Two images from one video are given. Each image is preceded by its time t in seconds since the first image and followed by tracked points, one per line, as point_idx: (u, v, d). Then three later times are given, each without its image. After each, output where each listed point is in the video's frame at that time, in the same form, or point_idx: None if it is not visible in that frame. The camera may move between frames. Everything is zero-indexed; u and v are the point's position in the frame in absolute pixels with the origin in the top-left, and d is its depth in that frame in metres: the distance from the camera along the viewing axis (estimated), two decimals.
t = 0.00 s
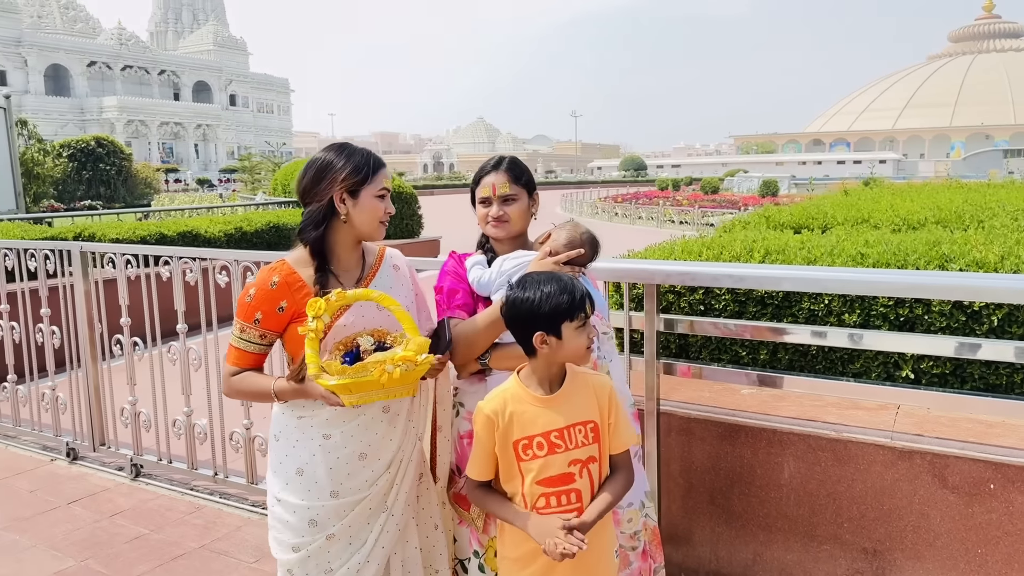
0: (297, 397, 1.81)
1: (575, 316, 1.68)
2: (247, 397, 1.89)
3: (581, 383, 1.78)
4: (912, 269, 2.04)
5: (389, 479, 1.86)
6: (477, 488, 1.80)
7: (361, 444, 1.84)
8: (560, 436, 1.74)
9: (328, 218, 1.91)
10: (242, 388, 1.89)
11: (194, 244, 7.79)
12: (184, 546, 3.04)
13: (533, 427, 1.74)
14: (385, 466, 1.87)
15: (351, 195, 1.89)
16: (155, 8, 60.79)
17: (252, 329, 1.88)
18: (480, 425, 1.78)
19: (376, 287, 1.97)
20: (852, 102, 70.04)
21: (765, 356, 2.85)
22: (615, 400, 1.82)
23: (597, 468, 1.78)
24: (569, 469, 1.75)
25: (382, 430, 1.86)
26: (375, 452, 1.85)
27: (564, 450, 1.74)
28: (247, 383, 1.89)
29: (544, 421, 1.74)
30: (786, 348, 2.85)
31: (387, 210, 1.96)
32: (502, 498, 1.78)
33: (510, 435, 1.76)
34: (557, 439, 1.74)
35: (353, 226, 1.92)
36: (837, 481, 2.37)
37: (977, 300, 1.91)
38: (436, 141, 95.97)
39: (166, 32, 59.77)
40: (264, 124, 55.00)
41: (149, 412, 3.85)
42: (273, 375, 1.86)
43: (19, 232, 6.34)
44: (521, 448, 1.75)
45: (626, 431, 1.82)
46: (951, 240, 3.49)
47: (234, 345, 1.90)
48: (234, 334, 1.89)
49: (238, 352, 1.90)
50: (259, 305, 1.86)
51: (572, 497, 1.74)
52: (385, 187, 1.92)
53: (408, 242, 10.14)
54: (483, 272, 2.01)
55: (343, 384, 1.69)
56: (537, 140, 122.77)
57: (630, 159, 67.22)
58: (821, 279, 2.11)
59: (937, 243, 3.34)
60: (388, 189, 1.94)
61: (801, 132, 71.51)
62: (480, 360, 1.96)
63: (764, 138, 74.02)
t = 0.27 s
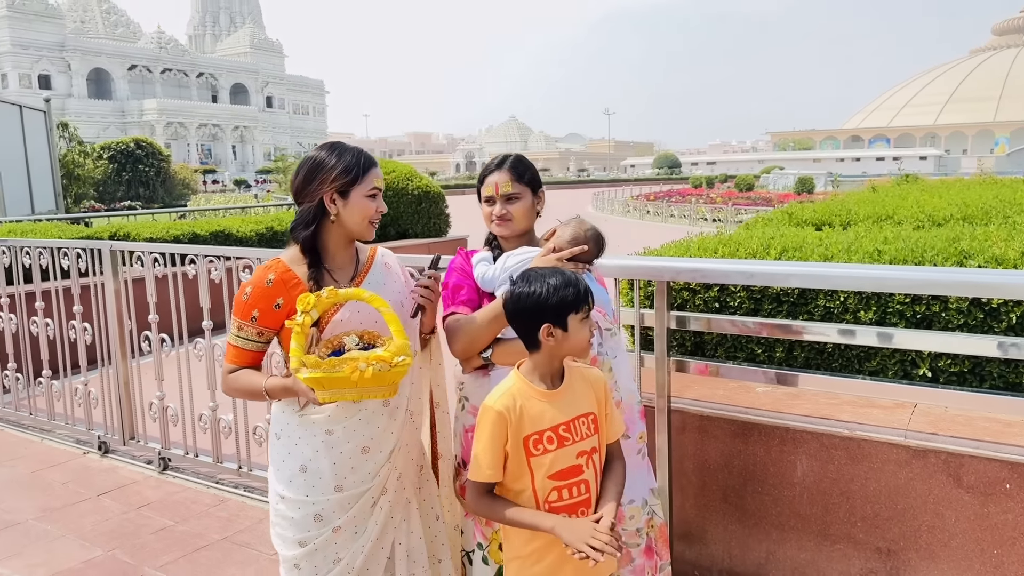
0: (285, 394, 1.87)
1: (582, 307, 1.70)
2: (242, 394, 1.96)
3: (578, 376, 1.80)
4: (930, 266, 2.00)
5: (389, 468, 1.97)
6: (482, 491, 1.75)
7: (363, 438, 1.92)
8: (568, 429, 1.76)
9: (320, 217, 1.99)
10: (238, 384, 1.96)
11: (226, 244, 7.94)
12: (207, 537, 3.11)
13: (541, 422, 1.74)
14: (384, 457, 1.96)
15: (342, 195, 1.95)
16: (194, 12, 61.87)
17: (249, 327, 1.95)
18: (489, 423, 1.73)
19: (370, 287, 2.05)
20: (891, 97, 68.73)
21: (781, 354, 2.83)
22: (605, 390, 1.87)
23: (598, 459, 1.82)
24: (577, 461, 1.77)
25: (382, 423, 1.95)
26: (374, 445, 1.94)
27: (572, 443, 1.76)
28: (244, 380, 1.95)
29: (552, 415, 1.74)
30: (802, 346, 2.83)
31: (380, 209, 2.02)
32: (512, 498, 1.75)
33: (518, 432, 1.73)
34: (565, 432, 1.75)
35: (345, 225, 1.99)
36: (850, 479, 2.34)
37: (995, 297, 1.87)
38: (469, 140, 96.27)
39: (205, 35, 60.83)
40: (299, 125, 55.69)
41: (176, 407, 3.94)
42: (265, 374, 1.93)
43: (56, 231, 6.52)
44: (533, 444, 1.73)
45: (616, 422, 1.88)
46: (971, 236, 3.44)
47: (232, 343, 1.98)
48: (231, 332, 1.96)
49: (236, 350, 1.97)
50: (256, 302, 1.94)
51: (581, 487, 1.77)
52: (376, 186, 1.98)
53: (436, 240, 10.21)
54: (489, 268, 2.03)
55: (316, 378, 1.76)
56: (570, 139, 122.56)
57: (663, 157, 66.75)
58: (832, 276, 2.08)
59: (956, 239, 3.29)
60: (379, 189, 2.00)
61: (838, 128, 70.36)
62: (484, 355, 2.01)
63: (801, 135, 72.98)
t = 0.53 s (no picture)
0: (295, 395, 1.95)
1: (600, 299, 1.71)
2: (253, 392, 2.04)
3: (595, 372, 1.82)
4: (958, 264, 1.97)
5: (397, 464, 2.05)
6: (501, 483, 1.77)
7: (370, 434, 2.00)
8: (585, 425, 1.77)
9: (326, 218, 2.04)
10: (249, 383, 2.04)
11: (260, 243, 8.07)
12: (238, 530, 3.18)
13: (559, 418, 1.75)
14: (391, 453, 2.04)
15: (346, 198, 2.00)
16: (231, 16, 62.85)
17: (259, 328, 2.03)
18: (508, 417, 1.74)
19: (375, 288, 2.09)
20: (932, 91, 67.31)
21: (806, 352, 2.81)
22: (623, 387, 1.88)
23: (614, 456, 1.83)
24: (593, 457, 1.79)
25: (388, 421, 2.03)
26: (381, 442, 2.02)
27: (589, 439, 1.78)
28: (254, 380, 2.03)
29: (569, 410, 1.76)
30: (827, 344, 2.80)
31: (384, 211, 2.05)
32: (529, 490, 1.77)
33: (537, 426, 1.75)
34: (582, 428, 1.77)
35: (349, 228, 2.03)
36: (874, 478, 2.33)
37: None
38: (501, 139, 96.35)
39: (241, 38, 61.74)
40: (333, 126, 56.26)
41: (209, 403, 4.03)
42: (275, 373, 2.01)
43: (96, 232, 6.69)
44: (550, 438, 1.75)
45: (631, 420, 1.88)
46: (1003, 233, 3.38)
47: (243, 343, 2.05)
48: (243, 333, 2.04)
49: (248, 350, 2.05)
50: (264, 304, 2.02)
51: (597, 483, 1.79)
52: (379, 189, 2.01)
53: (467, 239, 10.27)
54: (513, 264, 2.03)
55: (321, 382, 1.85)
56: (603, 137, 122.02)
57: (698, 154, 66.17)
58: (854, 274, 2.05)
59: (986, 236, 3.24)
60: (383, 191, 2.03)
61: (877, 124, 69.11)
62: (508, 351, 2.03)
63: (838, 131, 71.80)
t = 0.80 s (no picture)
0: (311, 392, 2.02)
1: (626, 291, 1.72)
2: (270, 389, 2.13)
3: (614, 365, 1.83)
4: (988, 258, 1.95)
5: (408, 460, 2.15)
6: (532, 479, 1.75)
7: (382, 431, 2.10)
8: (611, 416, 1.79)
9: (334, 218, 2.14)
10: (266, 380, 2.13)
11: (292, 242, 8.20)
12: (270, 522, 3.25)
13: (589, 409, 1.75)
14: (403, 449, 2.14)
15: (341, 197, 2.09)
16: (265, 19, 63.64)
17: (275, 327, 2.11)
18: (543, 411, 1.72)
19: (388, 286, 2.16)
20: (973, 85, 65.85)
21: (832, 349, 2.79)
22: (635, 377, 1.90)
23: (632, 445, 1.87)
24: (618, 447, 1.82)
25: (399, 418, 2.13)
26: (392, 438, 2.12)
27: (615, 429, 1.80)
28: (271, 377, 2.12)
29: (598, 402, 1.77)
30: (854, 341, 2.78)
31: (383, 210, 2.10)
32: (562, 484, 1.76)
33: (569, 418, 1.74)
34: (609, 419, 1.78)
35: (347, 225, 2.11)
36: (900, 475, 2.31)
37: None
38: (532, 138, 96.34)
39: (275, 40, 62.50)
40: (365, 126, 56.74)
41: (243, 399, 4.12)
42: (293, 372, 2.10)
43: (133, 232, 6.85)
44: (582, 430, 1.75)
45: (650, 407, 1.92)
46: None
47: (259, 342, 2.14)
48: (259, 333, 2.13)
49: (264, 349, 2.14)
50: (280, 304, 2.10)
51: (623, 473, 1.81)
52: (371, 189, 2.06)
53: (497, 237, 10.31)
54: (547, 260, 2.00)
55: (337, 382, 1.91)
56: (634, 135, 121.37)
57: (730, 151, 65.51)
58: (878, 270, 2.05)
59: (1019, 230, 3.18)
60: (379, 191, 2.08)
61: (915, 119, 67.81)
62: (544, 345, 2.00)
63: (875, 126, 70.60)
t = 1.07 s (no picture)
0: (328, 387, 2.15)
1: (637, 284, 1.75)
2: (291, 383, 2.26)
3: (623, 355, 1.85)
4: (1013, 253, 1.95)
5: (422, 454, 2.22)
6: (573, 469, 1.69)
7: (395, 424, 2.17)
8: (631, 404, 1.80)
9: (339, 222, 2.28)
10: (287, 375, 2.26)
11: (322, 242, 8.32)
12: (299, 513, 3.34)
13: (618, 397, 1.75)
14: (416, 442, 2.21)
15: (335, 202, 2.23)
16: (295, 21, 64.36)
17: (294, 324, 2.23)
18: (585, 400, 1.68)
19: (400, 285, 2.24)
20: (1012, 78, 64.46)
21: (853, 344, 2.80)
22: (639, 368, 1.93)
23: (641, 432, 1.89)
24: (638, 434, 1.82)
25: (412, 411, 2.19)
26: (405, 432, 2.18)
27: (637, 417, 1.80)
28: (292, 372, 2.25)
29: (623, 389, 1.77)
30: (875, 336, 2.79)
31: (373, 211, 2.20)
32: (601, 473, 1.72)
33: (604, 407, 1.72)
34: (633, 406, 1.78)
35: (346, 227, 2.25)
36: (919, 470, 2.32)
37: None
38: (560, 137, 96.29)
39: (305, 42, 63.18)
40: (394, 126, 57.14)
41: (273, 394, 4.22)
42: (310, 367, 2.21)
43: (167, 232, 7.02)
44: (615, 419, 1.74)
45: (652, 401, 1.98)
46: None
47: (281, 338, 2.27)
48: (280, 330, 2.25)
49: (284, 346, 2.25)
50: (298, 302, 2.22)
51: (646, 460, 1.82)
52: (355, 192, 2.18)
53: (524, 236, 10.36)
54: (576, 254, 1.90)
55: (350, 378, 2.03)
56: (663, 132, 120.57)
57: (761, 147, 64.86)
58: (896, 265, 2.08)
59: None
60: (365, 194, 2.18)
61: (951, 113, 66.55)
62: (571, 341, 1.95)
63: (910, 121, 69.41)
